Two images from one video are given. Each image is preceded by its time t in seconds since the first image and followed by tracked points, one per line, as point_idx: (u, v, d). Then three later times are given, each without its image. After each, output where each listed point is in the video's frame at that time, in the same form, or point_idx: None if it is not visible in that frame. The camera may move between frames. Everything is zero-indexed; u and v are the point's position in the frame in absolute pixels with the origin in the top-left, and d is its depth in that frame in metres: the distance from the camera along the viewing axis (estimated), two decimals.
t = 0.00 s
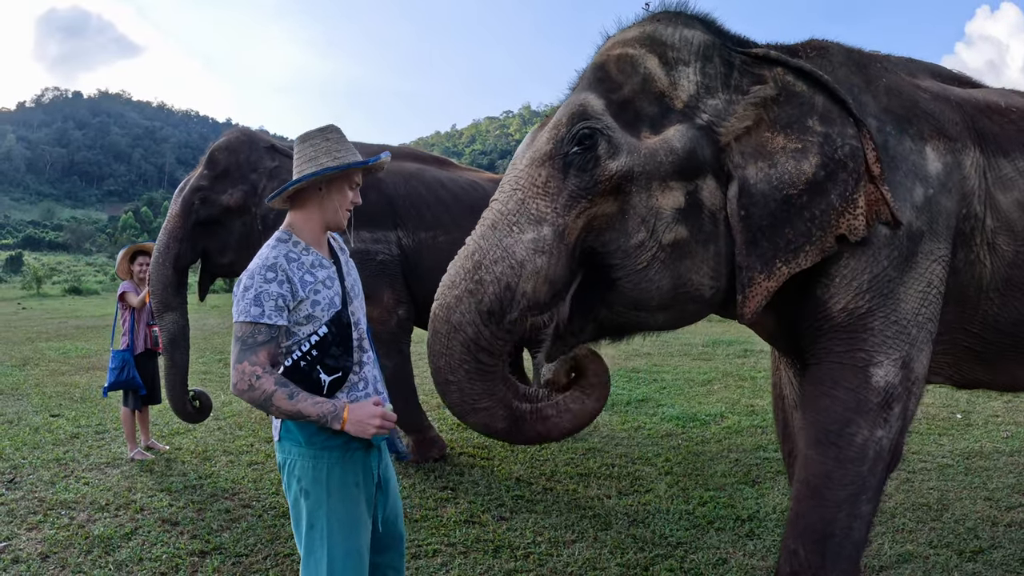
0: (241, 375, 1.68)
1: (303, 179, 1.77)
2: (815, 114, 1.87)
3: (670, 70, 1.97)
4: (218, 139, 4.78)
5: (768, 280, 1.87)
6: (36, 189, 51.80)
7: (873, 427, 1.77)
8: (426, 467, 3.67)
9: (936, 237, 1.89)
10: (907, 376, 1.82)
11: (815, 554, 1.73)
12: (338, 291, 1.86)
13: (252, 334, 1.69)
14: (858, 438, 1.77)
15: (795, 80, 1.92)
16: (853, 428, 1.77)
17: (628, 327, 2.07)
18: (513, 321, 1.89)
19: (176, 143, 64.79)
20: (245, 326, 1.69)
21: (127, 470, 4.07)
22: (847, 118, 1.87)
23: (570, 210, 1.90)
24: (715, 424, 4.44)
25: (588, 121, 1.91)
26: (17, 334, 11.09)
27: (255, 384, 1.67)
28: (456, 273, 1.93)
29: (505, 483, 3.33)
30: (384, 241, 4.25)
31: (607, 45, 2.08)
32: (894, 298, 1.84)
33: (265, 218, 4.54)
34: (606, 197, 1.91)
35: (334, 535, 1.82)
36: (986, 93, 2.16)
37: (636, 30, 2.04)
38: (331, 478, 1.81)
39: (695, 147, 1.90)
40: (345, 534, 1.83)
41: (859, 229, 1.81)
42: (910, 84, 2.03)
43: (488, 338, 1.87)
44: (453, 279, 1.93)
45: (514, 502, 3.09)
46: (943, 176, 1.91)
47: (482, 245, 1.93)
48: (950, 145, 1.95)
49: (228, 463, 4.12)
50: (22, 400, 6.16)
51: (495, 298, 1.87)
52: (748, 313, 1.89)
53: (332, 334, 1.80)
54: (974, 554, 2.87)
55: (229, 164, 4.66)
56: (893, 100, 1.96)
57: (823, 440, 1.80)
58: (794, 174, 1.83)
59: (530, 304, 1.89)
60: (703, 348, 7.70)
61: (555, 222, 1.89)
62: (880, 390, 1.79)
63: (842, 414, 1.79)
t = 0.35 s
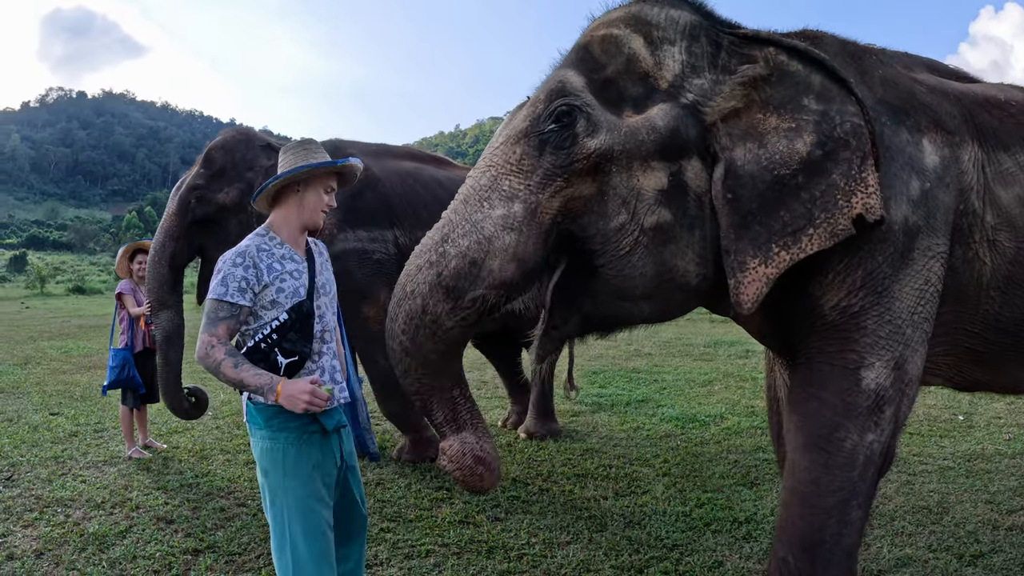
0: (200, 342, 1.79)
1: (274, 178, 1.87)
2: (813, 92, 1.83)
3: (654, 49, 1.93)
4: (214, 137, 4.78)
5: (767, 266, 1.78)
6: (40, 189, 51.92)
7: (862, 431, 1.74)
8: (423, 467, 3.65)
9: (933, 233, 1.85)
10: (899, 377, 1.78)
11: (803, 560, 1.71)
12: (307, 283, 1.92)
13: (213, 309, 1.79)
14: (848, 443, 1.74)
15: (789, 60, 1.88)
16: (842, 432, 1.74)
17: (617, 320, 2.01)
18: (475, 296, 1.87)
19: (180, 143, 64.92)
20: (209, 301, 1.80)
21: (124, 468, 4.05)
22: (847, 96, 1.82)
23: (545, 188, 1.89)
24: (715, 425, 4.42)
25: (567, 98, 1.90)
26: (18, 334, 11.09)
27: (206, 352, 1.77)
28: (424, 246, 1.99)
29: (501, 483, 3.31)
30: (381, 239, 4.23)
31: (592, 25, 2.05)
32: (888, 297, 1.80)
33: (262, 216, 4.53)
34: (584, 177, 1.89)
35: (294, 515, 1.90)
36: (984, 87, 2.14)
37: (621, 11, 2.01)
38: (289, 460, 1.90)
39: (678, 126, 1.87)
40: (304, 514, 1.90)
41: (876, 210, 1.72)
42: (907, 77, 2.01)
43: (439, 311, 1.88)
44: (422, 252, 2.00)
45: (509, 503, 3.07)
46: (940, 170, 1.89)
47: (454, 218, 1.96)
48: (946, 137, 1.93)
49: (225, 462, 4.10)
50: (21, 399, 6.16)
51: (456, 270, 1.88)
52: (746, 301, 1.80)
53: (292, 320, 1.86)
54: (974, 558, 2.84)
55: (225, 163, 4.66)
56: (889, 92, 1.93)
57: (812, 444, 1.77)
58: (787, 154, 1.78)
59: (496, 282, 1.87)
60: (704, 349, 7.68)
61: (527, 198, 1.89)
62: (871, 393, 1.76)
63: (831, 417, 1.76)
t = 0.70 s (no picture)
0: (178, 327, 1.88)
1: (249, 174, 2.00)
2: (814, 86, 1.79)
3: (652, 42, 1.87)
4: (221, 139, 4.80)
5: (758, 268, 1.75)
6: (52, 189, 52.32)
7: (860, 436, 1.73)
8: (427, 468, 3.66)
9: (934, 235, 1.84)
10: (897, 381, 1.77)
11: (799, 565, 1.70)
12: (287, 279, 2.04)
13: (194, 297, 1.89)
14: (846, 448, 1.73)
15: (789, 54, 1.83)
16: (840, 437, 1.73)
17: (609, 317, 1.91)
18: (451, 276, 1.80)
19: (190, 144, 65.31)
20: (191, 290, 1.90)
21: (130, 467, 4.08)
22: (849, 89, 1.78)
23: (533, 174, 1.81)
24: (721, 428, 4.41)
25: (559, 87, 1.83)
26: (30, 333, 11.17)
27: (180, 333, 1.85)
28: (409, 215, 1.93)
29: (505, 485, 3.32)
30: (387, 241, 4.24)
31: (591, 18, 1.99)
32: (887, 300, 1.79)
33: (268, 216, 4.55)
34: (576, 167, 1.80)
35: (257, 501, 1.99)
36: (988, 87, 2.13)
37: (618, 3, 1.95)
38: (260, 449, 2.01)
39: (673, 118, 1.80)
40: (269, 502, 2.00)
41: (874, 210, 1.68)
42: (909, 78, 2.00)
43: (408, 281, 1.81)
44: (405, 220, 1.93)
45: (513, 504, 3.07)
46: (941, 170, 1.88)
47: (441, 194, 1.90)
48: (948, 138, 1.93)
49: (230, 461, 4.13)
50: (31, 397, 6.21)
51: (436, 245, 1.81)
52: (733, 303, 1.77)
53: (273, 315, 1.99)
54: (979, 565, 2.83)
55: (232, 164, 4.68)
56: (890, 90, 1.92)
57: (809, 449, 1.76)
58: (784, 150, 1.74)
59: (476, 263, 1.80)
60: (713, 351, 7.66)
61: (514, 183, 1.81)
62: (868, 397, 1.75)
63: (829, 422, 1.75)
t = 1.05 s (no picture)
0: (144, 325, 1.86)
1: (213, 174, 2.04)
2: (824, 85, 1.77)
3: (662, 43, 1.87)
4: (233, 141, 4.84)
5: (768, 268, 1.74)
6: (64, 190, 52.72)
7: (869, 440, 1.72)
8: (436, 470, 3.67)
9: (942, 236, 1.83)
10: (907, 384, 1.76)
11: (808, 569, 1.69)
12: (256, 281, 2.06)
13: (162, 300, 1.88)
14: (854, 452, 1.72)
15: (799, 54, 1.82)
16: (848, 441, 1.72)
17: (614, 313, 1.93)
18: (456, 266, 1.85)
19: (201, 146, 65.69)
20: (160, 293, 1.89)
21: (140, 466, 4.12)
22: (860, 88, 1.76)
23: (541, 170, 1.83)
24: (731, 432, 4.41)
25: (568, 85, 1.83)
26: (42, 333, 11.26)
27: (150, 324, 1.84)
28: (420, 197, 1.96)
29: (514, 487, 3.33)
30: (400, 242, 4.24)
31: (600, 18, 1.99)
32: (896, 301, 1.78)
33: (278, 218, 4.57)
34: (584, 166, 1.81)
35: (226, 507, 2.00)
36: (997, 88, 2.12)
37: (630, 4, 1.94)
38: (229, 456, 2.02)
39: (683, 120, 1.80)
40: (238, 508, 2.01)
41: (886, 210, 1.66)
42: (917, 80, 2.00)
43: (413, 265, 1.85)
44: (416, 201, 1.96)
45: (523, 507, 3.08)
46: (949, 172, 1.88)
47: (451, 182, 1.93)
48: (956, 140, 1.92)
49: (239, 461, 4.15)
50: (43, 396, 6.27)
51: (444, 234, 1.85)
52: (743, 304, 1.77)
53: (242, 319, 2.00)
54: (990, 571, 2.82)
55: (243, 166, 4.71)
56: (898, 92, 1.92)
57: (816, 453, 1.75)
58: (792, 150, 1.73)
59: (481, 256, 1.84)
60: (722, 355, 7.66)
61: (522, 179, 1.83)
62: (877, 400, 1.74)
63: (837, 426, 1.75)
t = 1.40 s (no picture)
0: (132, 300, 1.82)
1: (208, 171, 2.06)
2: (844, 98, 1.77)
3: (687, 46, 1.85)
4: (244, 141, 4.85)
5: (786, 276, 1.74)
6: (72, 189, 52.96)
7: (889, 442, 1.71)
8: (448, 472, 3.67)
9: (960, 240, 1.83)
10: (926, 386, 1.75)
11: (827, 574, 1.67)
12: (252, 282, 2.07)
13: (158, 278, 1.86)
14: (873, 455, 1.71)
15: (820, 64, 1.82)
16: (867, 443, 1.71)
17: (621, 309, 1.92)
18: (477, 267, 1.79)
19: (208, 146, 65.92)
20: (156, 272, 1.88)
21: (150, 465, 4.13)
22: (879, 101, 1.77)
23: (565, 171, 1.78)
24: (742, 435, 4.40)
25: (594, 85, 1.79)
26: (51, 332, 11.31)
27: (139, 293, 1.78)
28: (441, 190, 1.88)
29: (527, 489, 3.33)
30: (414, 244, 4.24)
31: (624, 17, 1.96)
32: (915, 303, 1.77)
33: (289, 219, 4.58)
34: (607, 168, 1.78)
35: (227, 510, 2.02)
36: (1012, 92, 2.12)
37: (655, 4, 1.91)
38: (230, 459, 2.03)
39: (707, 124, 1.77)
40: (239, 512, 2.02)
41: (901, 222, 1.67)
42: (935, 83, 1.99)
43: (436, 261, 1.78)
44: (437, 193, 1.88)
45: (536, 509, 3.08)
46: (966, 176, 1.87)
47: (473, 178, 1.86)
48: (973, 144, 1.91)
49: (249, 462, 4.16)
50: (52, 394, 6.29)
51: (468, 232, 1.79)
52: (761, 311, 1.77)
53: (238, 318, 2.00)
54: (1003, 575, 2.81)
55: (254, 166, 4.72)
56: (915, 96, 1.91)
57: (834, 455, 1.74)
58: (814, 160, 1.73)
59: (503, 257, 1.79)
60: (731, 358, 7.64)
61: (545, 180, 1.78)
62: (897, 403, 1.73)
63: (857, 428, 1.73)
